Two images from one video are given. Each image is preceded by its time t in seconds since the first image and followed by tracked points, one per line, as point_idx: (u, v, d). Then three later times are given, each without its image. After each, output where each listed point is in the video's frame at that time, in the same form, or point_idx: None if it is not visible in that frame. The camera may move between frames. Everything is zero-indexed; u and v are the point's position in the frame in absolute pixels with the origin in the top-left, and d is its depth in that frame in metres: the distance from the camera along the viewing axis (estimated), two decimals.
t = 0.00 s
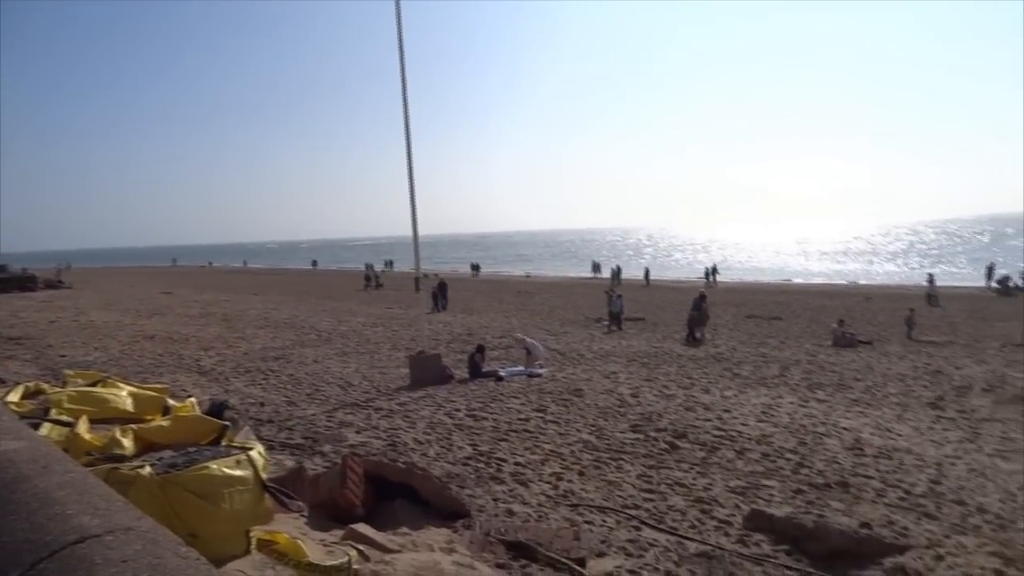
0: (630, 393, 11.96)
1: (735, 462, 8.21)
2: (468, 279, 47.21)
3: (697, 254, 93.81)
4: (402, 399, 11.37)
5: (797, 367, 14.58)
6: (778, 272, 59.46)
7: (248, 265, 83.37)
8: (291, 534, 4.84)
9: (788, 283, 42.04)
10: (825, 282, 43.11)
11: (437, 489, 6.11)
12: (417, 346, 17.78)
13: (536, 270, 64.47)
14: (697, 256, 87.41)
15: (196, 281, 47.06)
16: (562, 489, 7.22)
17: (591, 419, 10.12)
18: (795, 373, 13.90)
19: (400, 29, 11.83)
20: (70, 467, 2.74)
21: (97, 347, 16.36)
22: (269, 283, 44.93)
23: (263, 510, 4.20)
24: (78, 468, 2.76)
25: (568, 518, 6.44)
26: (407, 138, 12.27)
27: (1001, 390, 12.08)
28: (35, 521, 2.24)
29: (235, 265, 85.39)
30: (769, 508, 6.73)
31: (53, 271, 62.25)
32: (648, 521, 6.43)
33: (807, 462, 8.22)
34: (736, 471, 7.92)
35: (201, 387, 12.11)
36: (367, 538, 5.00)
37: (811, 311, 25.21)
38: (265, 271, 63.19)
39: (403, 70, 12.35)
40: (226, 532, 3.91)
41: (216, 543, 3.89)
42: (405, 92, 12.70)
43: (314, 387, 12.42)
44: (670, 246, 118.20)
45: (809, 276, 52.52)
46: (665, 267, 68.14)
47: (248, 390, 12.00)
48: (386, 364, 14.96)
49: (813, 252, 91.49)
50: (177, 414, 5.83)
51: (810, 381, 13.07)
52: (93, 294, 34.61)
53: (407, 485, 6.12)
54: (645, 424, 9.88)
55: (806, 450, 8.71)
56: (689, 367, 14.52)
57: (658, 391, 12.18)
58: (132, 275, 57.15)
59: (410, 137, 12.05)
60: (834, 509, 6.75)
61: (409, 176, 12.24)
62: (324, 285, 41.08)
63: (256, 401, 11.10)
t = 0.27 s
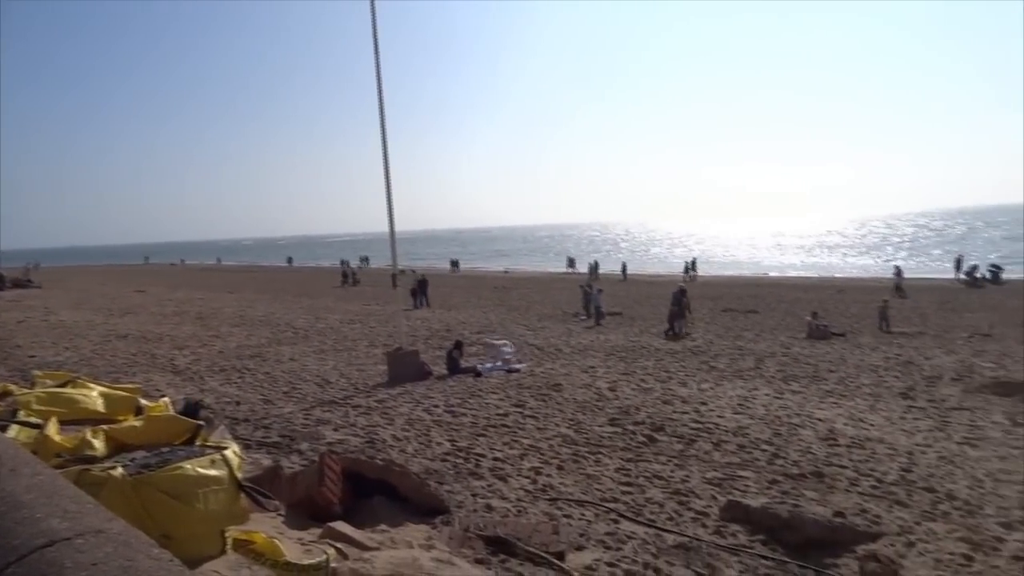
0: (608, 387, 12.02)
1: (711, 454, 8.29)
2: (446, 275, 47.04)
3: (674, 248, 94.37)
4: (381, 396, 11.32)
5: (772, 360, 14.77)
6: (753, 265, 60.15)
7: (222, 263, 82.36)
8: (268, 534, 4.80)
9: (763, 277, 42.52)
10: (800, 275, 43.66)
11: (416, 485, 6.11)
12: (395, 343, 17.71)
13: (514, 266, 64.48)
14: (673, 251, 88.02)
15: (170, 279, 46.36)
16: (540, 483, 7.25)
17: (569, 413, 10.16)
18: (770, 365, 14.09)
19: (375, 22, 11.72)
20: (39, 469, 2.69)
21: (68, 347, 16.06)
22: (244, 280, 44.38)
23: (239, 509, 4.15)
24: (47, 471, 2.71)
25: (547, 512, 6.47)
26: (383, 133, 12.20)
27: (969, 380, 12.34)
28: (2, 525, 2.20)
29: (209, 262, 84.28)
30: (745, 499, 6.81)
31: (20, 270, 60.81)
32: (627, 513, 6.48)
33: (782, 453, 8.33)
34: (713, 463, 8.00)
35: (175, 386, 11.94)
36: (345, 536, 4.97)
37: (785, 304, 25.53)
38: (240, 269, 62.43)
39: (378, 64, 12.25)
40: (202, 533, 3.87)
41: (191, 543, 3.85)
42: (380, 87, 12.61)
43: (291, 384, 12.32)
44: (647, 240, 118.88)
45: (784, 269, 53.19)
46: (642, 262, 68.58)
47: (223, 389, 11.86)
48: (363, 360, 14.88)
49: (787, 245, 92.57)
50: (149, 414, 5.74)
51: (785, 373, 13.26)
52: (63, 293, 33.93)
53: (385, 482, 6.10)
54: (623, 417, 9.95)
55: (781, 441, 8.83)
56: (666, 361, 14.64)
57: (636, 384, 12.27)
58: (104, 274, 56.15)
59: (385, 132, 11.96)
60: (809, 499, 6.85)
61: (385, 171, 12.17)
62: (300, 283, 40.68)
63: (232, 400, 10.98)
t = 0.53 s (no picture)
0: (582, 383, 12.09)
1: (684, 449, 8.38)
2: (420, 272, 46.83)
3: (647, 244, 94.96)
4: (354, 394, 11.25)
5: (744, 354, 14.96)
6: (725, 261, 60.81)
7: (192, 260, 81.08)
8: (239, 534, 4.74)
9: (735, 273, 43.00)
10: (771, 271, 44.24)
11: (390, 483, 6.08)
12: (369, 340, 17.60)
13: (489, 262, 64.41)
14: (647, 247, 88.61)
15: (138, 277, 45.50)
16: (515, 480, 7.26)
17: (544, 409, 10.19)
18: (742, 360, 14.27)
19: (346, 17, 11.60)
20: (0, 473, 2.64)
21: (32, 346, 15.69)
22: (215, 278, 43.71)
23: (209, 510, 4.10)
24: (9, 474, 2.65)
25: (522, 508, 6.49)
26: (356, 129, 12.11)
27: (934, 372, 12.63)
28: None
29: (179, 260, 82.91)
30: (717, 492, 6.90)
31: None
32: (600, 508, 6.52)
33: (753, 447, 8.45)
34: (686, 457, 8.09)
35: (143, 386, 11.74)
36: (318, 535, 4.93)
37: (757, 299, 25.86)
38: (210, 266, 61.52)
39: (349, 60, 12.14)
40: (171, 534, 3.82)
41: (160, 545, 3.80)
42: (352, 82, 12.51)
43: (263, 383, 12.18)
44: (621, 237, 119.48)
45: (756, 265, 53.92)
46: (616, 258, 68.95)
47: (194, 388, 11.69)
48: (337, 358, 14.77)
49: (759, 241, 93.74)
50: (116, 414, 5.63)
51: (755, 368, 13.44)
52: (27, 291, 33.13)
53: (359, 480, 6.07)
54: (597, 413, 10.00)
55: (752, 435, 8.95)
56: (639, 356, 14.75)
57: (610, 380, 12.34)
58: (70, 271, 54.99)
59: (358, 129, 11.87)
60: (780, 492, 6.95)
61: (358, 167, 12.08)
62: (272, 280, 40.21)
63: (202, 399, 10.82)
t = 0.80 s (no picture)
0: (558, 382, 12.12)
1: (658, 447, 8.45)
2: (396, 271, 46.46)
3: (623, 244, 95.49)
4: (328, 394, 11.16)
5: (717, 353, 15.12)
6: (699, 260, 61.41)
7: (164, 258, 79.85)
8: (210, 537, 4.69)
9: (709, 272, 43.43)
10: (744, 271, 44.77)
11: (364, 483, 6.04)
12: (344, 340, 17.47)
13: (465, 261, 64.33)
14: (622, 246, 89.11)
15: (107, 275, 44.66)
16: (490, 479, 7.26)
17: (519, 408, 10.20)
18: (715, 359, 14.43)
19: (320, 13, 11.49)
20: None
21: None
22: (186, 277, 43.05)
23: (178, 513, 4.04)
24: None
25: (497, 508, 6.49)
26: (330, 126, 12.01)
27: (902, 370, 12.87)
28: None
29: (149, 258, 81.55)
30: (689, 490, 6.96)
31: None
32: (575, 507, 6.55)
33: (726, 444, 8.54)
34: (660, 455, 8.15)
35: (112, 386, 11.53)
36: (290, 537, 4.89)
37: (730, 298, 26.15)
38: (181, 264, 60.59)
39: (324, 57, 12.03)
40: (140, 537, 3.76)
41: (130, 548, 3.72)
42: (327, 79, 12.40)
43: (235, 383, 12.03)
44: (597, 236, 120.01)
45: (729, 265, 54.47)
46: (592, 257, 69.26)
47: (164, 388, 11.51)
48: (311, 358, 14.64)
49: (733, 241, 94.67)
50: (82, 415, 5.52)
51: (728, 366, 13.60)
52: None
53: (332, 481, 6.02)
54: (572, 412, 10.04)
55: (725, 433, 9.05)
56: (614, 355, 14.83)
57: (584, 379, 12.40)
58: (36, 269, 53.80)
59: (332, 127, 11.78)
60: (751, 489, 7.04)
61: (332, 165, 11.98)
62: (246, 278, 39.72)
63: (173, 400, 10.66)
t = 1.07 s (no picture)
0: (537, 383, 12.14)
1: (636, 448, 8.49)
2: (376, 272, 46.23)
3: (603, 246, 95.88)
4: (306, 396, 11.07)
5: (696, 355, 15.23)
6: (678, 262, 61.88)
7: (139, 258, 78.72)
8: (184, 542, 4.63)
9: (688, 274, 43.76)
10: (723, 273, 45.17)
11: (341, 487, 6.00)
12: (322, 341, 17.34)
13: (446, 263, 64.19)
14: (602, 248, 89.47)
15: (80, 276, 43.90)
16: (469, 481, 7.25)
17: (498, 410, 10.20)
18: (693, 360, 14.54)
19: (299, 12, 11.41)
20: None
21: None
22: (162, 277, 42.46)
23: (151, 517, 3.98)
24: None
25: (475, 510, 6.48)
26: (308, 126, 11.92)
27: (876, 372, 13.07)
28: None
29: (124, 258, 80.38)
30: (667, 491, 7.01)
31: None
32: (554, 509, 6.56)
33: (704, 446, 8.60)
34: (638, 457, 8.20)
35: (84, 389, 11.34)
36: (267, 541, 4.84)
37: (708, 300, 26.36)
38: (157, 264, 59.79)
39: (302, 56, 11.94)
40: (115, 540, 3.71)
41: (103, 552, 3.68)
42: (305, 79, 12.30)
43: (211, 385, 11.89)
44: (577, 238, 120.39)
45: (707, 267, 54.88)
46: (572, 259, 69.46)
47: (138, 391, 11.34)
48: (289, 360, 14.51)
49: (711, 243, 95.55)
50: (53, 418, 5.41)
51: (706, 368, 13.71)
52: None
53: (309, 484, 5.98)
54: (551, 413, 10.06)
55: (702, 434, 9.12)
56: (593, 357, 14.89)
57: (564, 381, 12.42)
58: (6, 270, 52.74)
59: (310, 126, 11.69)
60: (728, 490, 7.10)
61: (311, 166, 11.89)
62: (223, 279, 39.26)
63: (147, 402, 10.51)
